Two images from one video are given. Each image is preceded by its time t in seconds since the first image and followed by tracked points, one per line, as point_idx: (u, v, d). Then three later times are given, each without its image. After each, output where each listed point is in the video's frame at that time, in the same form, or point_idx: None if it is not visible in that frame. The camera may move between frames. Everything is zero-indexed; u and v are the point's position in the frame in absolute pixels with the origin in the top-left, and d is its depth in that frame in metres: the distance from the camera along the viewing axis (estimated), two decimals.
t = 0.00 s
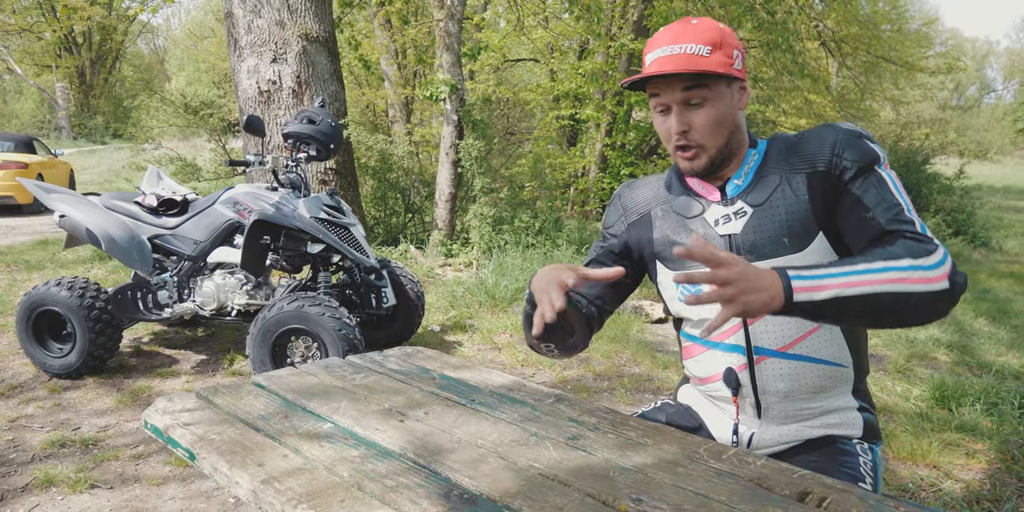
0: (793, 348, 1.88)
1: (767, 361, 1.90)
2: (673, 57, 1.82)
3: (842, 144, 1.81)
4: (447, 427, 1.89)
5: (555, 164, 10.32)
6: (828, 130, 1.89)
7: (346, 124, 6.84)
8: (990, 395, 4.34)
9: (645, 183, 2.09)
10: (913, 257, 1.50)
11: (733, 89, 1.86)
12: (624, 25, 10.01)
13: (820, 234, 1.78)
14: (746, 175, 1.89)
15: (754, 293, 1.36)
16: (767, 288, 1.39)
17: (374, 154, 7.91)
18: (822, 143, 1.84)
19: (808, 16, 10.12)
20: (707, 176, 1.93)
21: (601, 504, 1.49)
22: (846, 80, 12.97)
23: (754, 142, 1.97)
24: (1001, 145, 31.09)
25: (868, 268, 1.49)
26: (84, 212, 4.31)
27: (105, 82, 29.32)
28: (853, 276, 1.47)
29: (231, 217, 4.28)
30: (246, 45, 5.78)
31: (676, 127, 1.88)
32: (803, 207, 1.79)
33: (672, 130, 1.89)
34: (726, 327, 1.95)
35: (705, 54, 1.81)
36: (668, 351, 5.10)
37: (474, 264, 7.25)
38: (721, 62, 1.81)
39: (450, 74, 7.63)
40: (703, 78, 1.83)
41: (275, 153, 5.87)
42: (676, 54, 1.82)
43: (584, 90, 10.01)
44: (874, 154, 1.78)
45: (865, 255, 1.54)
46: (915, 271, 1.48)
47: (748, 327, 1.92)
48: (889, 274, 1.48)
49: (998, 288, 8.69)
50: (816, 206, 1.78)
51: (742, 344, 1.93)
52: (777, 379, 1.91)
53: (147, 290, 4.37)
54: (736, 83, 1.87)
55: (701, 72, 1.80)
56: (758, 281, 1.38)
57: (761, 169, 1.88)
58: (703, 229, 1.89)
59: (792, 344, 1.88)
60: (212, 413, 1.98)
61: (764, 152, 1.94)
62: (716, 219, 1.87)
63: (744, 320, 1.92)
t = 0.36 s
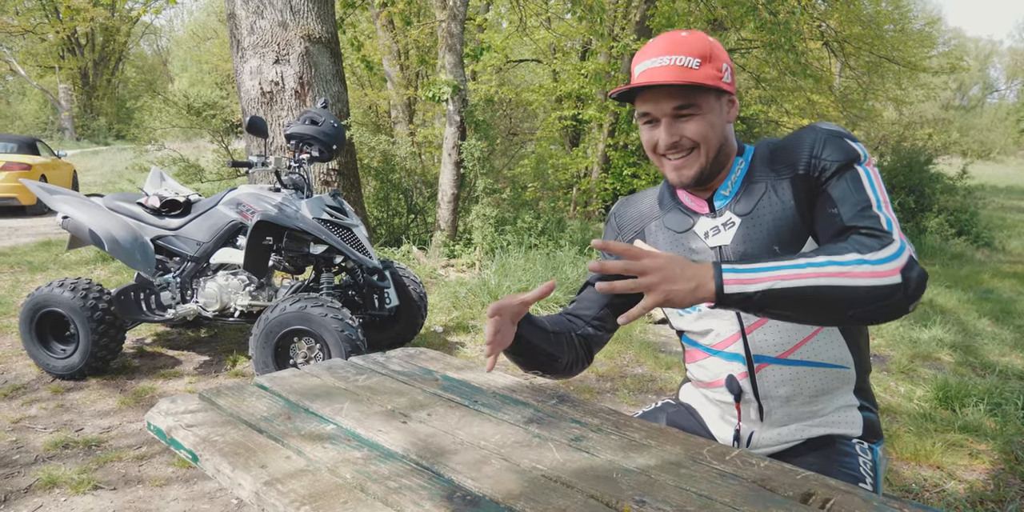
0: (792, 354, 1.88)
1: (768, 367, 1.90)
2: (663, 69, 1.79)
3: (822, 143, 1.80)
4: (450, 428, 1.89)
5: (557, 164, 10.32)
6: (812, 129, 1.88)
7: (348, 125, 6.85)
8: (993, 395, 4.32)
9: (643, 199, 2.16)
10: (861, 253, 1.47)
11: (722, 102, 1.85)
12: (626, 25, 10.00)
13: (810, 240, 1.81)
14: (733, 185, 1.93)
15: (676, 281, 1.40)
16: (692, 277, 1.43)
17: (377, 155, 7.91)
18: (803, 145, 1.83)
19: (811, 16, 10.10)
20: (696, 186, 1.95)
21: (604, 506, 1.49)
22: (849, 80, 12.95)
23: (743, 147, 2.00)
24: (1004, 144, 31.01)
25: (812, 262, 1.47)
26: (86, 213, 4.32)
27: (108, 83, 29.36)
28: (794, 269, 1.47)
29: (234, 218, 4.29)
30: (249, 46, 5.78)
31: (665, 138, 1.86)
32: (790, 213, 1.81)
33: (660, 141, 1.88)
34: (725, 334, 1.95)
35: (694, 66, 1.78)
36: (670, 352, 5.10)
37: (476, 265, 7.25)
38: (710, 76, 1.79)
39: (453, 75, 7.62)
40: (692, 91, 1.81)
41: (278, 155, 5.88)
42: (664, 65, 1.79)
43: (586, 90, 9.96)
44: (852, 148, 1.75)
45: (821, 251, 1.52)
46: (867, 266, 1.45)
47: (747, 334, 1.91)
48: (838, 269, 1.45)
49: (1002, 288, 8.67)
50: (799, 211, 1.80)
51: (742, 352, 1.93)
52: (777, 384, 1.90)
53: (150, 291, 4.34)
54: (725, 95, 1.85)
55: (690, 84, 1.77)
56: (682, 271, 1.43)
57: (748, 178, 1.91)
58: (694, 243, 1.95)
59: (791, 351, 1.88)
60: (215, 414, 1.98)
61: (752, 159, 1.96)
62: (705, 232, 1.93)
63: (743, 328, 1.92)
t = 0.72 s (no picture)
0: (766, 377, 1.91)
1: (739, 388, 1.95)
2: (720, 52, 1.74)
3: (852, 204, 1.75)
4: (450, 432, 1.89)
5: (558, 166, 10.31)
6: (843, 178, 1.81)
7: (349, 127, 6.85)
8: (995, 398, 4.32)
9: (650, 183, 2.10)
10: (880, 385, 1.58)
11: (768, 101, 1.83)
12: (628, 27, 10.00)
13: (806, 285, 1.78)
14: (746, 206, 1.85)
15: (726, 393, 1.46)
16: (740, 388, 1.49)
17: (378, 157, 7.90)
18: (832, 197, 1.77)
19: (812, 19, 10.10)
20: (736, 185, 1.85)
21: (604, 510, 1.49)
22: (851, 83, 12.93)
23: (770, 162, 1.90)
24: (1005, 147, 30.96)
25: (834, 387, 1.56)
26: (88, 215, 4.32)
27: (110, 84, 29.40)
28: (818, 393, 1.55)
29: (235, 220, 4.29)
30: (251, 48, 5.79)
31: (716, 125, 1.79)
32: (793, 257, 1.76)
33: (708, 129, 1.80)
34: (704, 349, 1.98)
35: (751, 54, 1.75)
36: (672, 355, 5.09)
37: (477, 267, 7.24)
38: (764, 67, 1.76)
39: (454, 77, 7.62)
40: (746, 80, 1.78)
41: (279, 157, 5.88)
42: (720, 49, 1.75)
43: (588, 92, 9.80)
44: (881, 225, 1.73)
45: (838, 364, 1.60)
46: (871, 398, 1.56)
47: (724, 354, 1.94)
48: (852, 399, 1.56)
49: (1003, 291, 8.66)
50: (806, 257, 1.75)
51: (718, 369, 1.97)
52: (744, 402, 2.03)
53: (151, 293, 4.35)
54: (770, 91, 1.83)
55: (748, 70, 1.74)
56: (735, 381, 1.48)
57: (762, 203, 1.84)
58: (691, 253, 1.90)
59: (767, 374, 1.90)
60: (215, 417, 1.98)
61: (773, 180, 1.87)
62: (707, 248, 1.87)
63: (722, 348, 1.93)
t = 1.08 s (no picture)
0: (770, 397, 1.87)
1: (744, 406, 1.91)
2: (726, 65, 1.69)
3: (856, 226, 1.70)
4: (448, 435, 1.89)
5: (557, 169, 10.32)
6: (847, 197, 1.75)
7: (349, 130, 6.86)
8: (993, 402, 4.32)
9: (647, 202, 2.02)
10: (870, 420, 1.59)
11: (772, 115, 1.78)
12: (627, 31, 10.01)
13: (811, 310, 1.74)
14: (748, 229, 1.78)
15: (709, 445, 1.52)
16: (724, 437, 1.55)
17: (377, 160, 7.88)
18: (835, 219, 1.72)
19: (811, 22, 10.13)
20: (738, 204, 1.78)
21: None
22: (849, 86, 12.96)
23: (772, 179, 1.83)
24: (1003, 151, 30.99)
25: (818, 427, 1.58)
26: (87, 219, 4.32)
27: (109, 87, 29.41)
28: (803, 436, 1.58)
29: (234, 223, 4.28)
30: (250, 51, 5.80)
31: (721, 140, 1.73)
32: (798, 282, 1.71)
33: (714, 144, 1.73)
34: (707, 368, 1.93)
35: (757, 67, 1.71)
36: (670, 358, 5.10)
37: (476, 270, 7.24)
38: (769, 80, 1.72)
39: (453, 80, 7.63)
40: (752, 93, 1.73)
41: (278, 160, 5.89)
42: (727, 63, 1.69)
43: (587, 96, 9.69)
44: (884, 248, 1.68)
45: (827, 401, 1.61)
46: (862, 435, 1.58)
47: (728, 374, 1.89)
48: (838, 437, 1.58)
49: (1001, 294, 8.66)
50: (808, 281, 1.71)
51: (721, 388, 1.92)
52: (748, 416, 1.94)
53: (149, 296, 4.37)
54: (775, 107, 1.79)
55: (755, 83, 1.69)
56: (719, 431, 1.54)
57: (764, 225, 1.78)
58: (692, 278, 1.84)
59: (770, 394, 1.86)
60: (214, 420, 1.98)
61: (776, 199, 1.81)
62: (709, 273, 1.81)
63: (726, 368, 1.89)
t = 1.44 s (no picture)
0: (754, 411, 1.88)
1: (730, 418, 1.92)
2: (722, 82, 1.66)
3: (844, 257, 1.63)
4: (444, 435, 1.89)
5: (555, 170, 10.32)
6: (840, 225, 1.68)
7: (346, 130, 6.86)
8: (989, 402, 4.32)
9: (640, 207, 2.00)
10: (807, 454, 1.60)
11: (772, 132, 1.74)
12: (624, 31, 10.01)
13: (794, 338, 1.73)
14: (737, 251, 1.74)
15: (634, 481, 1.53)
16: (649, 475, 1.55)
17: (375, 160, 7.88)
18: (824, 248, 1.66)
19: (809, 23, 10.15)
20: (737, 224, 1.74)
21: None
22: (846, 87, 12.97)
23: (769, 195, 1.77)
24: (1000, 152, 31.00)
25: (750, 464, 1.58)
26: (83, 219, 4.31)
27: (106, 87, 29.36)
28: (733, 473, 1.57)
29: (230, 223, 4.29)
30: (247, 51, 5.80)
31: (719, 161, 1.69)
32: (780, 310, 1.69)
33: (711, 165, 1.70)
34: (694, 381, 1.95)
35: (754, 84, 1.67)
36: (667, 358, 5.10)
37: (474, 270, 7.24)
38: (767, 97, 1.68)
39: (451, 80, 7.63)
40: (751, 112, 1.69)
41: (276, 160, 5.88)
42: (723, 79, 1.66)
43: (584, 97, 9.88)
44: (872, 282, 1.62)
45: (758, 438, 1.61)
46: (795, 469, 1.59)
47: (715, 390, 1.90)
48: (771, 473, 1.58)
49: (998, 295, 8.68)
50: (789, 309, 1.68)
51: (708, 400, 1.94)
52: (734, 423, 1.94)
53: (146, 296, 4.34)
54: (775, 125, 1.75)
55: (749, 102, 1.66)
56: (645, 468, 1.54)
57: (753, 247, 1.74)
58: (679, 295, 1.82)
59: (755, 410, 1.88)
60: (209, 420, 1.98)
61: (768, 221, 1.75)
62: (694, 293, 1.78)
63: (711, 384, 1.90)
